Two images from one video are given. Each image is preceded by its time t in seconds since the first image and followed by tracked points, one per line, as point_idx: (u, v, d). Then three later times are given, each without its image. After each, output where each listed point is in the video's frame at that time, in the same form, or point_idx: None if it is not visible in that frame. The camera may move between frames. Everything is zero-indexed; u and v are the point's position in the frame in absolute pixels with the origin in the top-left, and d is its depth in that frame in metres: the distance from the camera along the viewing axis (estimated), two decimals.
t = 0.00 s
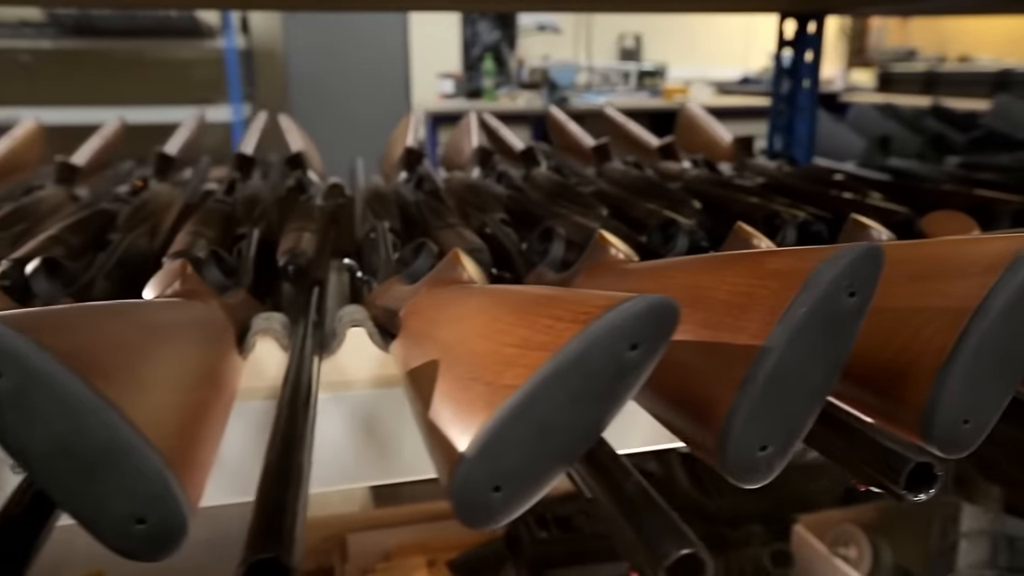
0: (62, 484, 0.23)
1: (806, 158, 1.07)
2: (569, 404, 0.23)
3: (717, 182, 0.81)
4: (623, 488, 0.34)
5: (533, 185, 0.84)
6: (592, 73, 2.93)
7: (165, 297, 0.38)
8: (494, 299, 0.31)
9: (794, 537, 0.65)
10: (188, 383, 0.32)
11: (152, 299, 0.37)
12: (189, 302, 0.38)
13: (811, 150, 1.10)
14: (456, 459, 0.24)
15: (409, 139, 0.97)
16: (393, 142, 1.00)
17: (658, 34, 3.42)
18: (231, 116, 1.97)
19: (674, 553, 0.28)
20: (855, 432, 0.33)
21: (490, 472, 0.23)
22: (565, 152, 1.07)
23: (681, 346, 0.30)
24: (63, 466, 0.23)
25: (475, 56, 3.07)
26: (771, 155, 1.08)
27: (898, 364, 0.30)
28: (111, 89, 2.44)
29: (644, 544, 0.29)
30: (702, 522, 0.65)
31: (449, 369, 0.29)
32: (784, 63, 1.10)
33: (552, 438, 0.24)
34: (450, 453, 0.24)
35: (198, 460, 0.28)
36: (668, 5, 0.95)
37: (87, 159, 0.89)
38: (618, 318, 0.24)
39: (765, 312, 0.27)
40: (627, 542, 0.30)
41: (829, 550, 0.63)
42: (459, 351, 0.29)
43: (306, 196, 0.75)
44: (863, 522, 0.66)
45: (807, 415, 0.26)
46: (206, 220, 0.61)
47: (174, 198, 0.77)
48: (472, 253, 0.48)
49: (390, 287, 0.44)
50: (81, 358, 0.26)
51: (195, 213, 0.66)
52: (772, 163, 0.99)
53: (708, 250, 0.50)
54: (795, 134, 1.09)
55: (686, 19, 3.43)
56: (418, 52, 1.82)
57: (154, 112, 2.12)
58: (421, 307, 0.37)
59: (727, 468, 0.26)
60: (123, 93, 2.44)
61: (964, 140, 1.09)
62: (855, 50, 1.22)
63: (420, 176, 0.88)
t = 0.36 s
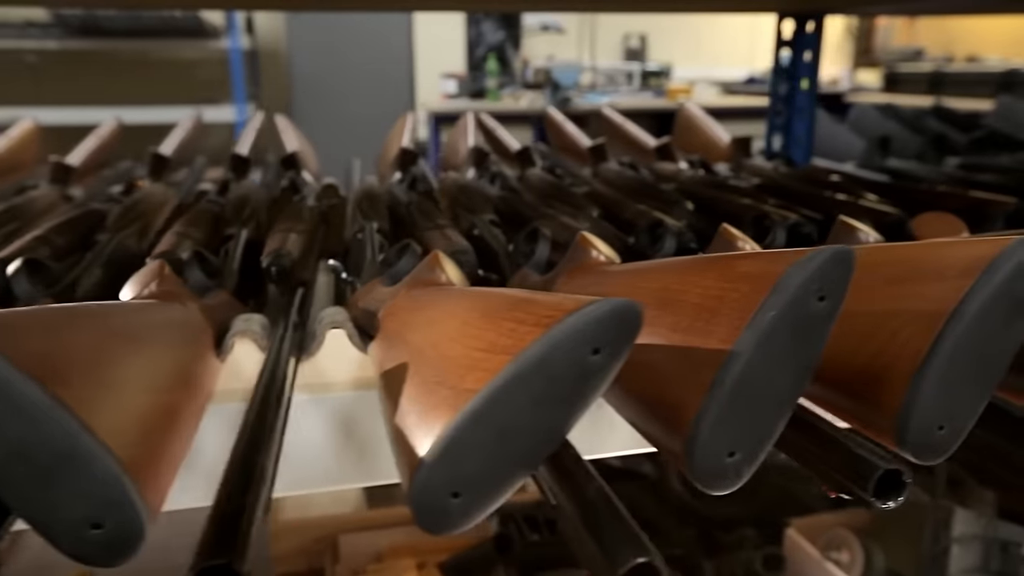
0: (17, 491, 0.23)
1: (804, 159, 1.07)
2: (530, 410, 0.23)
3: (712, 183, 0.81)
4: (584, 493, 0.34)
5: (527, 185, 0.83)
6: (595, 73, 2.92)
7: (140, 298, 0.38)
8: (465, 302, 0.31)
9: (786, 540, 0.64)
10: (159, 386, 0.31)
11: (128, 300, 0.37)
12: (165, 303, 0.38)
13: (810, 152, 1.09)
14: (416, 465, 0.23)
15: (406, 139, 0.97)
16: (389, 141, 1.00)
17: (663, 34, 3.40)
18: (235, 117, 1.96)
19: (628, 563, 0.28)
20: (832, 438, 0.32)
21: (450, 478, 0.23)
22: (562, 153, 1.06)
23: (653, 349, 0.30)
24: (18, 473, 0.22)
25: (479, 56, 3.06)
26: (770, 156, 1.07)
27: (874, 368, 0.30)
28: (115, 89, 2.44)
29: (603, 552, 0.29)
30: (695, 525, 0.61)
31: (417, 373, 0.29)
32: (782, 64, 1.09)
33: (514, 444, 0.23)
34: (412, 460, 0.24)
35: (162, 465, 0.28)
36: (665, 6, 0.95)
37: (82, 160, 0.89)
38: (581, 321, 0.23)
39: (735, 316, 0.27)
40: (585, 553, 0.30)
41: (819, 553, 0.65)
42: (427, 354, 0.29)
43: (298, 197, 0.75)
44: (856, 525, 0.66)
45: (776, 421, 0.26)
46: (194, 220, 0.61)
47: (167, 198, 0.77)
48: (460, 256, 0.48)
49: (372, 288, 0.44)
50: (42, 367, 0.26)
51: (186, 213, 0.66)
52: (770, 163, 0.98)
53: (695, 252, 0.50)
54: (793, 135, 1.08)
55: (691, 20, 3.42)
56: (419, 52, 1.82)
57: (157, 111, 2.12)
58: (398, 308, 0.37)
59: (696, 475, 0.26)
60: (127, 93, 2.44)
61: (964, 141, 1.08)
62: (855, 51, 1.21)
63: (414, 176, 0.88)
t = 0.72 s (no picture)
0: None
1: (802, 160, 1.06)
2: (492, 415, 0.23)
3: (708, 184, 0.81)
4: (547, 501, 0.33)
5: (521, 186, 0.83)
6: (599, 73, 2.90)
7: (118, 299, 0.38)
8: (437, 305, 0.31)
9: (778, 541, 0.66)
10: (131, 389, 0.31)
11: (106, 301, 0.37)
12: (145, 304, 0.38)
13: (809, 153, 1.08)
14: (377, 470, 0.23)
15: (402, 140, 0.97)
16: (386, 141, 1.00)
17: (668, 35, 3.39)
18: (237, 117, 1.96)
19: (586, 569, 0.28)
20: (809, 443, 0.32)
21: (411, 482, 0.23)
22: (560, 154, 1.06)
23: (626, 353, 0.30)
24: None
25: (483, 57, 3.06)
26: (768, 157, 1.07)
27: (849, 373, 0.29)
28: (120, 90, 2.44)
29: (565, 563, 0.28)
30: (688, 528, 0.63)
31: (386, 376, 0.28)
32: (781, 65, 1.09)
33: (476, 449, 0.23)
34: (374, 465, 0.24)
35: (123, 470, 0.28)
36: (663, 6, 0.94)
37: (78, 160, 0.89)
38: (544, 325, 0.23)
39: (706, 320, 0.26)
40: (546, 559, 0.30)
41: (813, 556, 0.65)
42: (397, 358, 0.29)
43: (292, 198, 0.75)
44: (850, 531, 0.67)
45: (746, 426, 0.26)
46: (184, 221, 0.61)
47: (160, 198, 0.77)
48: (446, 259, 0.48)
49: (355, 289, 0.44)
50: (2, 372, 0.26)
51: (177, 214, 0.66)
52: (768, 164, 0.98)
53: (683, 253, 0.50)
54: (791, 136, 1.08)
55: (697, 21, 3.41)
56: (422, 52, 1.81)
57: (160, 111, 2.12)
58: (375, 310, 0.37)
59: (664, 481, 0.26)
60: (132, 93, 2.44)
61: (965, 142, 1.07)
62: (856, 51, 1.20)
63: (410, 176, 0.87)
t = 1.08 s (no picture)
0: None
1: (800, 161, 1.06)
2: (450, 419, 0.23)
3: (701, 185, 0.80)
4: (506, 508, 0.32)
5: (515, 186, 0.83)
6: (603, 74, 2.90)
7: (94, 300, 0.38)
8: (408, 308, 0.31)
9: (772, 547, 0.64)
10: (99, 392, 0.31)
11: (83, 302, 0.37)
12: (124, 306, 0.38)
13: (807, 154, 1.08)
14: (334, 475, 0.23)
15: (399, 140, 0.97)
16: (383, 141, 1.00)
17: (673, 35, 3.39)
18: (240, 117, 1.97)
19: None
20: (783, 448, 0.31)
21: (368, 488, 0.22)
22: (557, 155, 1.06)
23: (599, 356, 0.29)
24: None
25: (488, 57, 3.06)
26: (766, 158, 1.06)
27: (824, 377, 0.29)
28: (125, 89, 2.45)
29: (517, 573, 0.28)
30: (680, 532, 0.62)
31: (353, 380, 0.28)
32: (779, 65, 1.08)
33: (433, 454, 0.23)
34: (332, 469, 0.24)
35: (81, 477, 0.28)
36: (661, 6, 0.94)
37: (73, 160, 0.89)
38: (503, 329, 0.23)
39: (674, 323, 0.26)
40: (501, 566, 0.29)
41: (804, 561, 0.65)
42: (365, 360, 0.29)
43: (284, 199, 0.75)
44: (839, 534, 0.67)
45: (713, 431, 0.25)
46: (172, 221, 0.61)
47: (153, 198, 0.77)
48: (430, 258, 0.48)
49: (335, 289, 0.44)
50: None
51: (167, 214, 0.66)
52: (764, 165, 0.97)
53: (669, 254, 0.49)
54: (789, 136, 1.07)
55: (702, 21, 3.40)
56: (423, 52, 1.81)
57: (165, 111, 2.13)
58: (351, 311, 0.37)
59: (629, 486, 0.25)
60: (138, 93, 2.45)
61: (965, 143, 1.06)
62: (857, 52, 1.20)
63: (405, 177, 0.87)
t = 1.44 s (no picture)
0: None
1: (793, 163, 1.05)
2: (390, 423, 0.23)
3: (690, 186, 0.80)
4: (448, 513, 0.32)
5: (502, 187, 0.83)
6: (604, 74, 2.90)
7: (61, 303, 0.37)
8: (364, 311, 0.30)
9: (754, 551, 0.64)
10: (59, 395, 0.31)
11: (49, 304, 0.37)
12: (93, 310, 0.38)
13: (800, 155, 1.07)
14: (272, 482, 0.22)
15: (389, 141, 0.96)
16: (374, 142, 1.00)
17: (677, 35, 3.38)
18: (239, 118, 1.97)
19: None
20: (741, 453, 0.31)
21: (307, 494, 0.22)
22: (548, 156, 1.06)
23: (555, 360, 0.29)
24: None
25: (490, 57, 3.06)
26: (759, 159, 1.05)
27: (783, 383, 0.29)
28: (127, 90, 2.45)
29: None
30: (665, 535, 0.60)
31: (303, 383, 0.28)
32: (773, 66, 1.08)
33: (373, 458, 0.23)
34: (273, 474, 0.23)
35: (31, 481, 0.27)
36: (653, 6, 0.93)
37: (63, 160, 0.89)
38: (446, 334, 0.23)
39: (625, 328, 0.26)
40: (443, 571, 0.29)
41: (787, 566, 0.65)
42: (315, 363, 0.28)
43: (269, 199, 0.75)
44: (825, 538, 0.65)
45: (663, 437, 0.25)
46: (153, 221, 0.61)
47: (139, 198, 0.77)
48: (402, 260, 0.47)
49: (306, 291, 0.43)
50: None
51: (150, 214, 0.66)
52: (756, 167, 0.97)
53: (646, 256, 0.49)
54: (782, 138, 1.07)
55: (706, 21, 3.39)
56: (422, 53, 1.81)
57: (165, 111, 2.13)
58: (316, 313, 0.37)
59: (577, 493, 0.25)
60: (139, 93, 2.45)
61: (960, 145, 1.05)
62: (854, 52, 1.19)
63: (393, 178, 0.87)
